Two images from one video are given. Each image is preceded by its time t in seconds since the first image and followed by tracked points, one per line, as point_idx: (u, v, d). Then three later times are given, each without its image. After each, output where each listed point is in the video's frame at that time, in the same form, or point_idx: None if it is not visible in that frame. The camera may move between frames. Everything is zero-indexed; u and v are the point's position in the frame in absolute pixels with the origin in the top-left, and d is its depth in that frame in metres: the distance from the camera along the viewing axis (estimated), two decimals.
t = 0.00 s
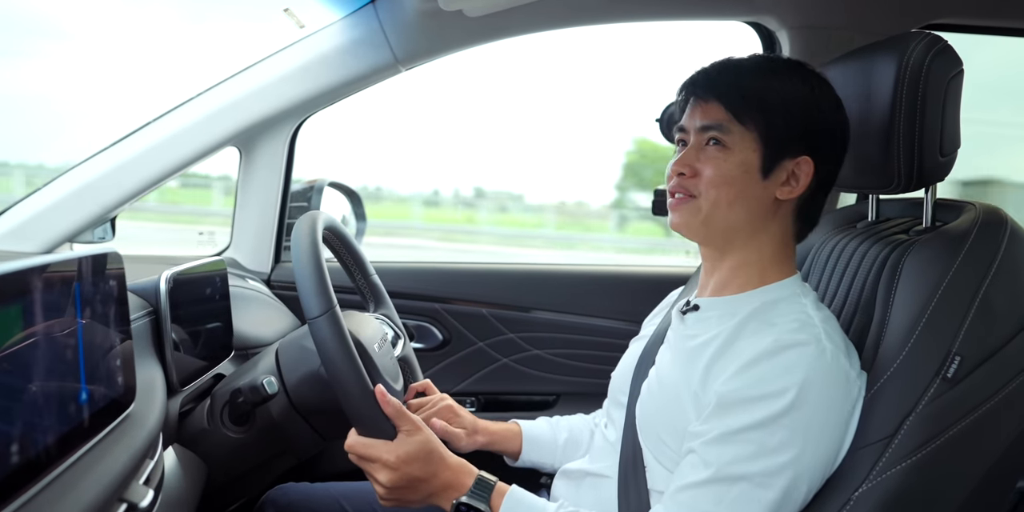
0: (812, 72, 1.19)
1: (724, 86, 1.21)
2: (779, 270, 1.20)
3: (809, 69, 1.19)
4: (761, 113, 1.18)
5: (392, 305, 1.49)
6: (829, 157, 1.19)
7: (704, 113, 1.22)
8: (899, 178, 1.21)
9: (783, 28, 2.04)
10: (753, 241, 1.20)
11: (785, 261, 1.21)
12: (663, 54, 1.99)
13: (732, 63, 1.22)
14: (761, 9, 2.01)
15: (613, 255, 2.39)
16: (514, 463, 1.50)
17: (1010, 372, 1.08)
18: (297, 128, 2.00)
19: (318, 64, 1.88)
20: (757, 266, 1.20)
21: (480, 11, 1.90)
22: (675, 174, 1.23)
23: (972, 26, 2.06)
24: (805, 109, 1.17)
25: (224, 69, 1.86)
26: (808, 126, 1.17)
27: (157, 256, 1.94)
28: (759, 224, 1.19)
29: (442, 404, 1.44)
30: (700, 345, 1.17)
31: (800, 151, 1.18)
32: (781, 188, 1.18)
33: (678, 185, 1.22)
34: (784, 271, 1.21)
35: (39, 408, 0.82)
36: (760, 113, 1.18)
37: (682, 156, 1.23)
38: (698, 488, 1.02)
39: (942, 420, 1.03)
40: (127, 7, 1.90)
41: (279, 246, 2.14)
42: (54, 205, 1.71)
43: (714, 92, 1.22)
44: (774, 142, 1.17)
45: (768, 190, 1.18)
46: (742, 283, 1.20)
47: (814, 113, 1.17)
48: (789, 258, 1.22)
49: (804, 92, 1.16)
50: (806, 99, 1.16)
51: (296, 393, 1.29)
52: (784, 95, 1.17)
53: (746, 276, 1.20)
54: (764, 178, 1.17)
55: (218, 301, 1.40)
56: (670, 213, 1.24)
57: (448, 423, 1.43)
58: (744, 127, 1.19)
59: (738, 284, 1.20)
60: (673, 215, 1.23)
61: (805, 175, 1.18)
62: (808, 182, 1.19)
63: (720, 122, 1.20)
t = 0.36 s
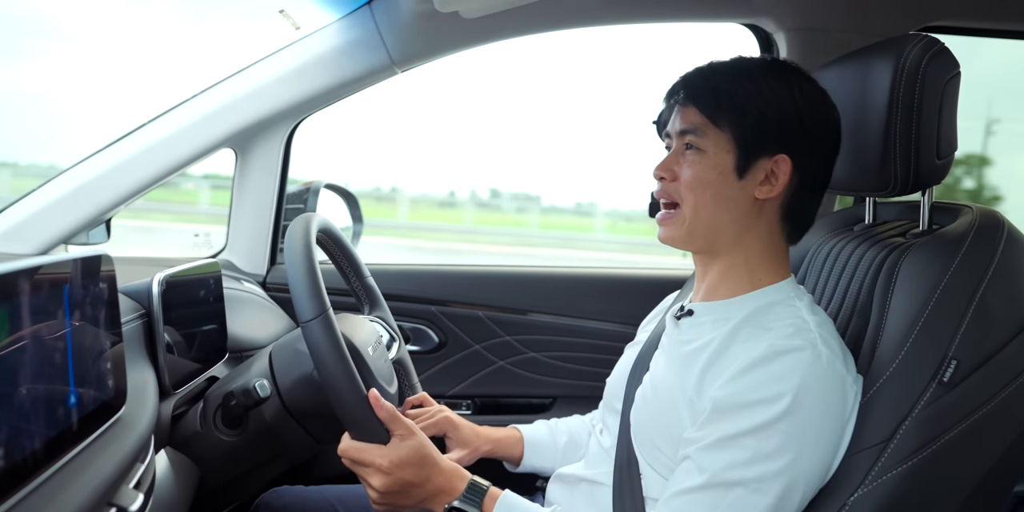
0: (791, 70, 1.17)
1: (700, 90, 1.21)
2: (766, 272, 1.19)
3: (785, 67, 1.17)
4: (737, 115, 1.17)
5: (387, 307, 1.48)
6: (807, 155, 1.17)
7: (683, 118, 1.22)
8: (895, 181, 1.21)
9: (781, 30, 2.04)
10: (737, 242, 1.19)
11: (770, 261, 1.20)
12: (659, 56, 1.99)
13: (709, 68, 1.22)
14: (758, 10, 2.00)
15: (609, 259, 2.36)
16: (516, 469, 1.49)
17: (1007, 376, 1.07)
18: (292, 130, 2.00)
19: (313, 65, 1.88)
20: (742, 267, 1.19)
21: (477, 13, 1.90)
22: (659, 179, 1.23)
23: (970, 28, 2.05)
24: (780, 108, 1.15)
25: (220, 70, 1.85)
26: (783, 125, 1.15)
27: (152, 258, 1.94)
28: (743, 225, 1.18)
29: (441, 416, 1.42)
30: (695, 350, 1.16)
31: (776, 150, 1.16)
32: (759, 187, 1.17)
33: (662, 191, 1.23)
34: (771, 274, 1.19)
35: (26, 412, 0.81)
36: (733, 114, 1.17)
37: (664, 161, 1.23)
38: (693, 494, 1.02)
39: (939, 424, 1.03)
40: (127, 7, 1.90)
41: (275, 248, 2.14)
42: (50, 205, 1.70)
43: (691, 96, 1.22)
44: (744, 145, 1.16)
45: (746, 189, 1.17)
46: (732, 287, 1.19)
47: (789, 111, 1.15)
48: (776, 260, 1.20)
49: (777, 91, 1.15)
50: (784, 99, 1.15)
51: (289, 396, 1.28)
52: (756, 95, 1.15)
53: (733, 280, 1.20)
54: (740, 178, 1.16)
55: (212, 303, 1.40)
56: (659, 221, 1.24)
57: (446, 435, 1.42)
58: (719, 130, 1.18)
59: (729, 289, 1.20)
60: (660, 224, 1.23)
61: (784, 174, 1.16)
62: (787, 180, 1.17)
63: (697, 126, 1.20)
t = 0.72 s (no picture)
0: (788, 73, 1.16)
1: (698, 91, 1.20)
2: (763, 275, 1.18)
3: (784, 71, 1.17)
4: (734, 116, 1.16)
5: (381, 311, 1.46)
6: (803, 156, 1.16)
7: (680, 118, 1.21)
8: (893, 184, 1.20)
9: (778, 32, 2.02)
10: (732, 243, 1.18)
11: (766, 263, 1.18)
12: (656, 58, 1.98)
13: (708, 69, 1.22)
14: (756, 12, 1.99)
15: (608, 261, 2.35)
16: (511, 478, 1.48)
17: (1005, 382, 1.06)
18: (287, 131, 1.99)
19: (308, 66, 1.86)
20: (738, 269, 1.17)
21: (472, 14, 1.89)
22: (655, 179, 1.22)
23: (969, 30, 2.04)
24: (777, 109, 1.14)
25: (214, 71, 1.84)
26: (780, 125, 1.15)
27: (146, 260, 1.93)
28: (738, 227, 1.17)
29: (434, 423, 1.41)
30: (689, 354, 1.15)
31: (773, 150, 1.15)
32: (756, 188, 1.15)
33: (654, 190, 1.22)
34: (768, 277, 1.18)
35: (7, 417, 0.80)
36: (731, 113, 1.16)
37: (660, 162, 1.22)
38: (686, 499, 1.01)
39: (936, 430, 1.01)
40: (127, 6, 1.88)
41: (269, 250, 2.12)
42: (42, 207, 1.68)
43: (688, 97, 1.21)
44: (740, 146, 1.15)
45: (743, 190, 1.15)
46: (728, 289, 1.18)
47: (786, 112, 1.14)
48: (773, 263, 1.19)
49: (774, 92, 1.15)
50: (781, 100, 1.14)
51: (280, 400, 1.26)
52: (754, 94, 1.15)
53: (728, 282, 1.18)
54: (736, 178, 1.15)
55: (204, 305, 1.38)
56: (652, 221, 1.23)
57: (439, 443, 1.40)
58: (716, 130, 1.18)
59: (727, 292, 1.18)
60: (655, 218, 1.21)
61: (781, 175, 1.15)
62: (783, 181, 1.16)
63: (694, 125, 1.19)
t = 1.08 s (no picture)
0: (792, 71, 1.16)
1: (698, 85, 1.19)
2: (759, 274, 1.18)
3: (785, 67, 1.16)
4: (736, 112, 1.15)
5: (378, 310, 1.46)
6: (804, 155, 1.15)
7: (680, 112, 1.21)
8: (890, 182, 1.19)
9: (775, 29, 2.02)
10: (731, 243, 1.18)
11: (763, 262, 1.18)
12: (653, 55, 1.97)
13: (709, 63, 1.20)
14: (753, 8, 1.98)
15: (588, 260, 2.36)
16: (508, 477, 1.47)
17: (1003, 379, 1.05)
18: (283, 129, 1.98)
19: (304, 64, 1.86)
20: (736, 269, 1.17)
21: (468, 11, 1.89)
22: (653, 173, 1.21)
23: (967, 27, 2.03)
24: (779, 109, 1.13)
25: (210, 69, 1.84)
26: (782, 124, 1.14)
27: (142, 259, 1.92)
28: (736, 226, 1.16)
29: (431, 422, 1.40)
30: (687, 353, 1.14)
31: (772, 150, 1.14)
32: (754, 188, 1.15)
33: (655, 186, 1.21)
34: (764, 276, 1.18)
35: None
36: (732, 112, 1.15)
37: (659, 157, 1.22)
38: (682, 499, 1.00)
39: (933, 428, 1.01)
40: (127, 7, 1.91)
41: (266, 248, 2.12)
42: (38, 205, 1.67)
43: (687, 91, 1.21)
44: (742, 143, 1.14)
45: (741, 191, 1.15)
46: (726, 288, 1.18)
47: (789, 110, 1.13)
48: (770, 262, 1.19)
49: (776, 91, 1.13)
50: (783, 98, 1.13)
51: (275, 399, 1.25)
52: (756, 91, 1.14)
53: (726, 280, 1.18)
54: (736, 177, 1.15)
55: (200, 305, 1.37)
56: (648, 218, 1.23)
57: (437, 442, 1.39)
58: (717, 127, 1.16)
59: (722, 290, 1.18)
60: (652, 217, 1.22)
61: (780, 176, 1.15)
62: (783, 182, 1.15)
63: (695, 121, 1.18)
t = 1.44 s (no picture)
0: (821, 82, 1.19)
1: (730, 84, 1.21)
2: (769, 276, 1.20)
3: (816, 79, 1.19)
4: (769, 117, 1.18)
5: (380, 308, 1.47)
6: (823, 165, 1.20)
7: (707, 110, 1.22)
8: (887, 182, 1.20)
9: (774, 29, 2.03)
10: (743, 245, 1.20)
11: (772, 264, 1.21)
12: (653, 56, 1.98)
13: (733, 62, 1.22)
14: (752, 10, 2.00)
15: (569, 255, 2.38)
16: (508, 474, 1.49)
17: (997, 376, 1.07)
18: (285, 129, 2.00)
19: (306, 65, 1.88)
20: (745, 270, 1.19)
21: (468, 12, 1.90)
22: (673, 169, 1.21)
23: (964, 28, 2.05)
24: (807, 116, 1.17)
25: (213, 69, 1.85)
26: (811, 134, 1.18)
27: (145, 258, 1.94)
28: (755, 230, 1.19)
29: (433, 419, 1.42)
30: (687, 351, 1.16)
31: (798, 158, 1.18)
32: (777, 193, 1.18)
33: (673, 181, 1.21)
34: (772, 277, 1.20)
35: (9, 414, 0.81)
36: (765, 115, 1.18)
37: (680, 152, 1.22)
38: (683, 495, 1.02)
39: (929, 424, 1.03)
40: (128, 7, 1.87)
41: (268, 247, 2.13)
42: (41, 205, 1.69)
43: (714, 90, 1.22)
44: (772, 149, 1.17)
45: (764, 195, 1.18)
46: (728, 286, 1.20)
47: (815, 119, 1.17)
48: (778, 265, 1.22)
49: (812, 99, 1.17)
50: (817, 108, 1.17)
51: (279, 396, 1.27)
52: (787, 96, 1.17)
53: (736, 280, 1.19)
54: (762, 182, 1.17)
55: (204, 303, 1.39)
56: (662, 213, 1.23)
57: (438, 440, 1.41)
58: (749, 130, 1.18)
59: (726, 289, 1.20)
60: (666, 212, 1.22)
61: (801, 184, 1.19)
62: (804, 190, 1.19)
63: (725, 120, 1.20)
